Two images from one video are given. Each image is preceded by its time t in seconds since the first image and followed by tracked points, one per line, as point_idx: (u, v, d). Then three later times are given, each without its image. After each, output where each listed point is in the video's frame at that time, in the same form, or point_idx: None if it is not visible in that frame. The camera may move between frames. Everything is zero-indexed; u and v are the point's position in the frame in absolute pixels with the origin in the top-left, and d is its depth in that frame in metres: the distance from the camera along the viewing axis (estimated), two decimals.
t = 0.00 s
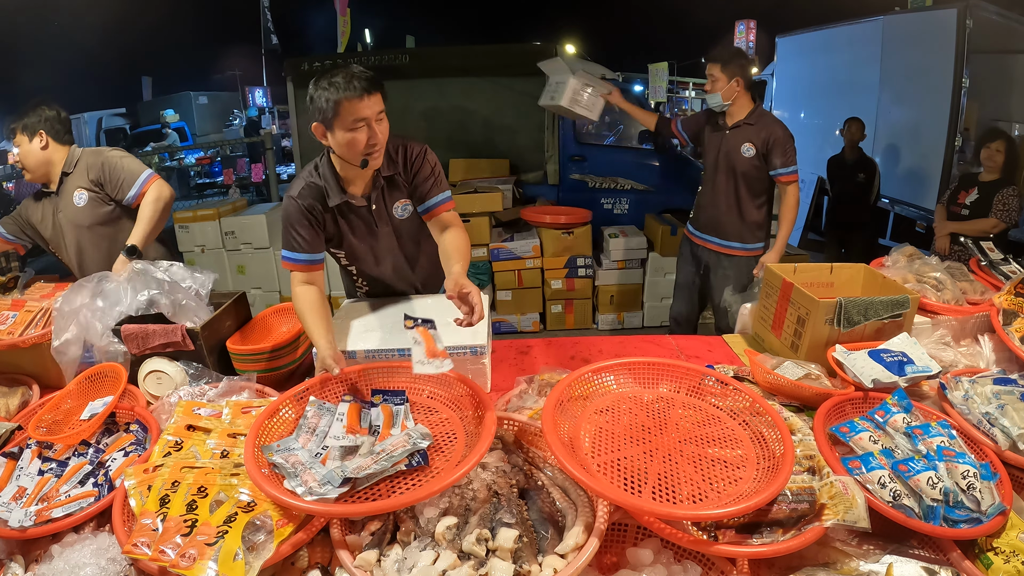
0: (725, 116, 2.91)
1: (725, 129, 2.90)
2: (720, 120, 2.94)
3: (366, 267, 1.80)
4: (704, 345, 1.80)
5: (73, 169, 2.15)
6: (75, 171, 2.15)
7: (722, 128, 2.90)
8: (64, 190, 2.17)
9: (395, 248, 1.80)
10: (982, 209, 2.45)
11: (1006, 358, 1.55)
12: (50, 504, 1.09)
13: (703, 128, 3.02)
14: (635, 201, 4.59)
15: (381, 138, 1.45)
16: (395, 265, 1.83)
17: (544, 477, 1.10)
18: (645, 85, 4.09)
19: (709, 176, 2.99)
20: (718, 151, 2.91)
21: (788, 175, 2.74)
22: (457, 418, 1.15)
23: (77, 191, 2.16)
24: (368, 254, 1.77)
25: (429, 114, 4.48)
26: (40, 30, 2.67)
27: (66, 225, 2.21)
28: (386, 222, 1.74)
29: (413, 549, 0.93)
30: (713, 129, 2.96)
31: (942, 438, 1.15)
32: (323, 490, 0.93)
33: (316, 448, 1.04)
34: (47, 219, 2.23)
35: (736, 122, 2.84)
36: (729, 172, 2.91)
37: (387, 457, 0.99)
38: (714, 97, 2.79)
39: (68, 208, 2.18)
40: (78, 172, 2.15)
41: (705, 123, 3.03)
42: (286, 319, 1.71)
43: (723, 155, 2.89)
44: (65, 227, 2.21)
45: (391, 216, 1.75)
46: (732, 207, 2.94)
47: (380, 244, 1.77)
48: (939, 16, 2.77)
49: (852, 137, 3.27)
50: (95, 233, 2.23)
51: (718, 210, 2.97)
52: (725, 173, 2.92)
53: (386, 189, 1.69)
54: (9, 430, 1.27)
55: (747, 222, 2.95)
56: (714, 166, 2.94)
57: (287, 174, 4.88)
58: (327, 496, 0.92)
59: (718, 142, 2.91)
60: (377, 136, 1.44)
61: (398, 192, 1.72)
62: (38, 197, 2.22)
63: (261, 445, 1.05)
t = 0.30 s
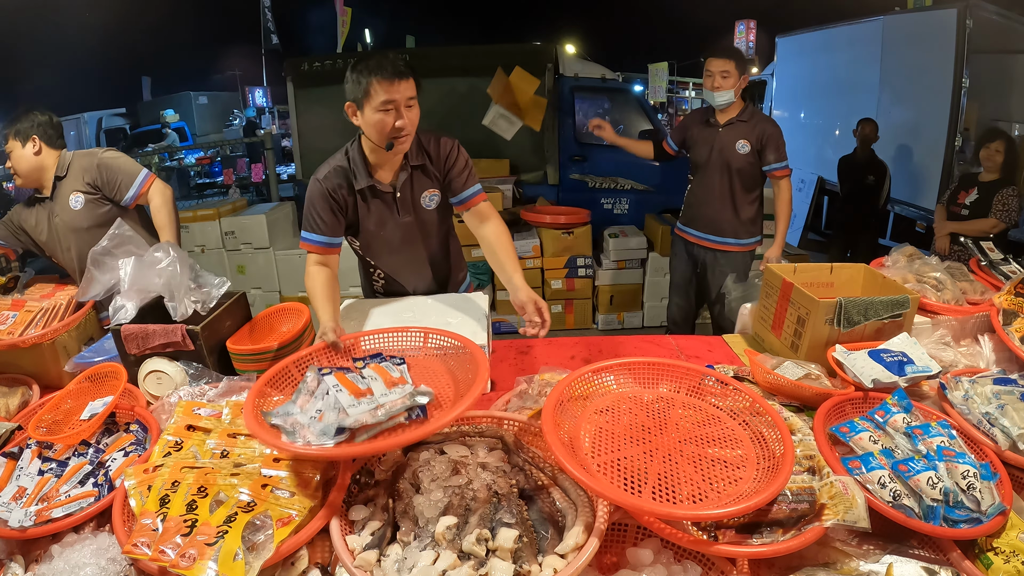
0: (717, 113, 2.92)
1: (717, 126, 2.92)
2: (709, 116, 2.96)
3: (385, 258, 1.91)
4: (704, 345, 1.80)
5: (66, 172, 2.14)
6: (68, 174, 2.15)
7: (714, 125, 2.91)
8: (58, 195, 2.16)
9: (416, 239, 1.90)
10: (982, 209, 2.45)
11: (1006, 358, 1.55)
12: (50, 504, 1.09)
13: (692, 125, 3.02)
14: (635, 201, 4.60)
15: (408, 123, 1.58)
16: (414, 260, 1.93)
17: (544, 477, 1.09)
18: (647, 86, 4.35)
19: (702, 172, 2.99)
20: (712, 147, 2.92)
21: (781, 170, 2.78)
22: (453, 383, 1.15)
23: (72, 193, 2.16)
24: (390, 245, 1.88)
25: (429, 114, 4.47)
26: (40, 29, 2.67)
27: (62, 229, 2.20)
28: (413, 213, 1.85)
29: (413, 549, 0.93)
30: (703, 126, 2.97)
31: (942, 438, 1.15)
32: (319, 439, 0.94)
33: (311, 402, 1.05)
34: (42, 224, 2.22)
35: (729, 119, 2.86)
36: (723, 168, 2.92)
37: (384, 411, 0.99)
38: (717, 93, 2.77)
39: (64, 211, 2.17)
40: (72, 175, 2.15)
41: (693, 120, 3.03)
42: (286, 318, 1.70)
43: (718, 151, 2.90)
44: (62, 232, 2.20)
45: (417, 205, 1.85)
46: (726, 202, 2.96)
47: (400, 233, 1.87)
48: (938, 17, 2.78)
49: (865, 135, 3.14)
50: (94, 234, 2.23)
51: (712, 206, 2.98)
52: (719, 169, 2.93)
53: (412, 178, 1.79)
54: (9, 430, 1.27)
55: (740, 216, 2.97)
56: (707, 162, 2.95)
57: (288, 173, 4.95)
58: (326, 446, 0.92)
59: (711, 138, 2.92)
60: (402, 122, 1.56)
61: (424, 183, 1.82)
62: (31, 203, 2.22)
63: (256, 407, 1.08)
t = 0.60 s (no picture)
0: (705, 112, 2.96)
1: (706, 125, 2.95)
2: (695, 116, 2.99)
3: (417, 243, 2.20)
4: (704, 345, 1.80)
5: (62, 176, 2.14)
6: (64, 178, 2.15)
7: (704, 123, 2.94)
8: (55, 198, 2.17)
9: (450, 232, 2.14)
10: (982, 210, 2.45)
11: (1006, 358, 1.55)
12: (50, 504, 1.09)
13: (679, 127, 3.02)
14: (635, 201, 4.57)
15: (448, 112, 1.81)
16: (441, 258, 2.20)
17: (544, 477, 1.09)
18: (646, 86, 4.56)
19: (697, 173, 3.01)
20: (706, 145, 2.94)
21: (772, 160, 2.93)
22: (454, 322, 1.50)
23: (70, 196, 2.16)
24: (425, 233, 2.16)
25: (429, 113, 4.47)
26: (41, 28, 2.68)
27: (60, 232, 2.19)
28: (455, 211, 2.10)
29: (413, 549, 0.93)
30: (691, 125, 2.98)
31: (942, 438, 1.15)
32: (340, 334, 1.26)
33: (344, 313, 1.41)
34: (39, 227, 2.22)
35: (717, 117, 2.93)
36: (720, 164, 2.96)
37: (396, 325, 1.32)
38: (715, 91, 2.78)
39: (62, 215, 2.17)
40: (69, 178, 2.16)
41: (679, 123, 3.03)
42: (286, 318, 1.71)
43: (712, 149, 2.94)
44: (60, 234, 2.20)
45: (463, 204, 2.09)
46: (726, 198, 2.99)
47: (437, 222, 2.12)
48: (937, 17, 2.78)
49: (880, 141, 3.18)
50: (93, 237, 2.23)
51: (710, 206, 3.01)
52: (715, 166, 2.97)
53: (466, 177, 2.04)
54: (8, 430, 1.27)
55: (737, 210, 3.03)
56: (701, 161, 2.97)
57: (287, 173, 4.95)
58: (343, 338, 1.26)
59: (704, 137, 2.94)
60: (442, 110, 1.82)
61: (473, 186, 2.05)
62: (27, 207, 2.21)
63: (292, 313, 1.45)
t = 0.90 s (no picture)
0: (694, 112, 2.93)
1: (698, 125, 2.91)
2: (685, 117, 2.94)
3: (439, 227, 2.28)
4: (704, 345, 1.80)
5: (61, 177, 2.13)
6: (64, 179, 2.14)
7: (697, 123, 2.90)
8: (54, 199, 2.16)
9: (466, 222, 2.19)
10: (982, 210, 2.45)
11: (1006, 358, 1.55)
12: (50, 504, 1.09)
13: (670, 128, 2.95)
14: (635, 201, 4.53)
15: (463, 103, 1.91)
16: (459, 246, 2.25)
17: (544, 477, 1.09)
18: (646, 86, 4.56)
19: (694, 176, 2.96)
20: (702, 146, 2.90)
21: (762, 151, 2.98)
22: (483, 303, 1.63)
23: (70, 197, 2.15)
24: (446, 219, 2.24)
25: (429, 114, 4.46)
26: (41, 29, 2.67)
27: (60, 233, 2.19)
28: (475, 200, 2.14)
29: (413, 549, 0.93)
30: (683, 127, 2.93)
31: (942, 438, 1.15)
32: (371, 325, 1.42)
33: (390, 296, 1.61)
34: (39, 228, 2.21)
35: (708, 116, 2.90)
36: (718, 163, 2.93)
37: (427, 310, 1.49)
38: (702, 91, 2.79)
39: (62, 215, 2.17)
40: (69, 179, 2.14)
41: (668, 125, 2.96)
42: (286, 318, 1.70)
43: (709, 149, 2.90)
44: (60, 235, 2.19)
45: (483, 198, 2.12)
46: (727, 196, 2.96)
47: (457, 211, 2.18)
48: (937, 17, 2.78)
49: (889, 142, 3.16)
50: (94, 238, 2.23)
51: (715, 208, 2.97)
52: (713, 165, 2.93)
53: (490, 173, 2.08)
54: (8, 430, 1.27)
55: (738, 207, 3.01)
56: (697, 164, 2.93)
57: (287, 173, 4.94)
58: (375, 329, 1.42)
59: (698, 138, 2.90)
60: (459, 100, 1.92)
61: (496, 182, 2.08)
62: (26, 208, 2.21)
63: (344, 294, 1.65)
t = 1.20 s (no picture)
0: (708, 116, 2.86)
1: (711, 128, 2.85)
2: (697, 119, 2.88)
3: (435, 225, 2.25)
4: (704, 345, 1.79)
5: (67, 176, 2.13)
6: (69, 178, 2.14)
7: (709, 126, 2.84)
8: (57, 198, 2.15)
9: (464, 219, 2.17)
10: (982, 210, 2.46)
11: (1006, 358, 1.55)
12: (50, 504, 1.09)
13: (681, 128, 2.90)
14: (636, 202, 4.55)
15: (445, 100, 1.93)
16: (458, 241, 2.22)
17: (544, 477, 1.09)
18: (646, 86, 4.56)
19: (700, 179, 2.91)
20: (712, 151, 2.86)
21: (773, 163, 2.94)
22: (484, 320, 1.61)
23: (75, 196, 2.15)
24: (441, 215, 2.21)
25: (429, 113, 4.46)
26: (41, 29, 2.67)
27: (63, 232, 2.18)
28: (470, 194, 2.13)
29: (413, 549, 0.93)
30: (694, 128, 2.87)
31: (942, 438, 1.15)
32: (370, 340, 1.40)
33: (394, 311, 1.61)
34: (41, 227, 2.20)
35: (722, 120, 2.84)
36: (728, 169, 2.88)
37: (431, 328, 1.47)
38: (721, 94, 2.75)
39: (66, 214, 2.16)
40: (74, 178, 2.15)
41: (677, 123, 2.90)
42: (286, 318, 1.70)
43: (719, 154, 2.86)
44: (63, 234, 2.19)
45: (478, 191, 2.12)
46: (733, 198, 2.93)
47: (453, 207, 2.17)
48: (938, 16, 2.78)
49: (892, 143, 3.14)
50: (99, 236, 2.23)
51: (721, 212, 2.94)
52: (722, 171, 2.88)
53: (483, 166, 2.08)
54: (8, 430, 1.27)
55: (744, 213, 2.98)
56: (707, 166, 2.87)
57: (287, 174, 4.94)
58: (376, 343, 1.40)
59: (710, 142, 2.85)
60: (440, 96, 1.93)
61: (490, 173, 2.08)
62: (29, 207, 2.20)
63: (348, 308, 1.63)
